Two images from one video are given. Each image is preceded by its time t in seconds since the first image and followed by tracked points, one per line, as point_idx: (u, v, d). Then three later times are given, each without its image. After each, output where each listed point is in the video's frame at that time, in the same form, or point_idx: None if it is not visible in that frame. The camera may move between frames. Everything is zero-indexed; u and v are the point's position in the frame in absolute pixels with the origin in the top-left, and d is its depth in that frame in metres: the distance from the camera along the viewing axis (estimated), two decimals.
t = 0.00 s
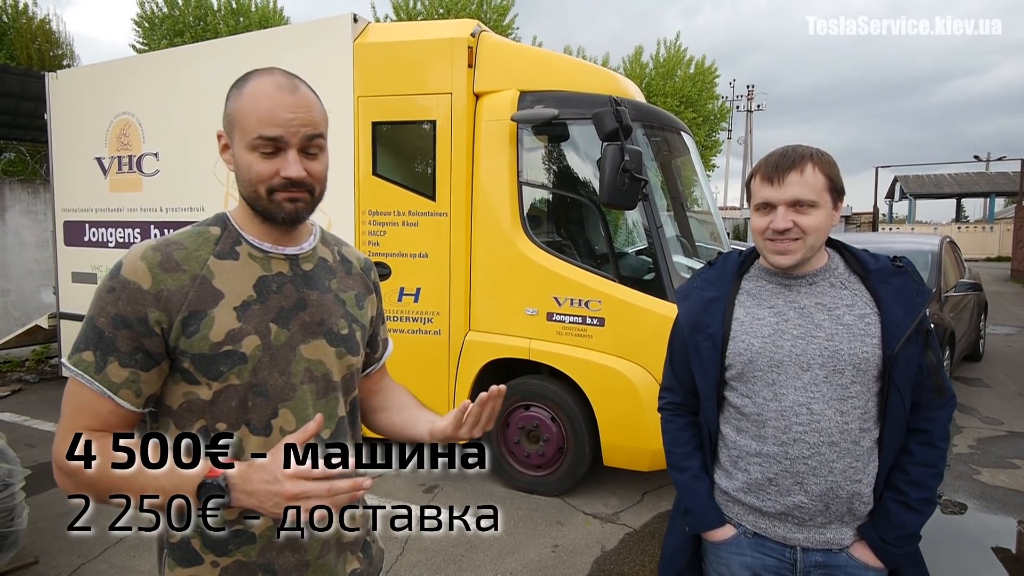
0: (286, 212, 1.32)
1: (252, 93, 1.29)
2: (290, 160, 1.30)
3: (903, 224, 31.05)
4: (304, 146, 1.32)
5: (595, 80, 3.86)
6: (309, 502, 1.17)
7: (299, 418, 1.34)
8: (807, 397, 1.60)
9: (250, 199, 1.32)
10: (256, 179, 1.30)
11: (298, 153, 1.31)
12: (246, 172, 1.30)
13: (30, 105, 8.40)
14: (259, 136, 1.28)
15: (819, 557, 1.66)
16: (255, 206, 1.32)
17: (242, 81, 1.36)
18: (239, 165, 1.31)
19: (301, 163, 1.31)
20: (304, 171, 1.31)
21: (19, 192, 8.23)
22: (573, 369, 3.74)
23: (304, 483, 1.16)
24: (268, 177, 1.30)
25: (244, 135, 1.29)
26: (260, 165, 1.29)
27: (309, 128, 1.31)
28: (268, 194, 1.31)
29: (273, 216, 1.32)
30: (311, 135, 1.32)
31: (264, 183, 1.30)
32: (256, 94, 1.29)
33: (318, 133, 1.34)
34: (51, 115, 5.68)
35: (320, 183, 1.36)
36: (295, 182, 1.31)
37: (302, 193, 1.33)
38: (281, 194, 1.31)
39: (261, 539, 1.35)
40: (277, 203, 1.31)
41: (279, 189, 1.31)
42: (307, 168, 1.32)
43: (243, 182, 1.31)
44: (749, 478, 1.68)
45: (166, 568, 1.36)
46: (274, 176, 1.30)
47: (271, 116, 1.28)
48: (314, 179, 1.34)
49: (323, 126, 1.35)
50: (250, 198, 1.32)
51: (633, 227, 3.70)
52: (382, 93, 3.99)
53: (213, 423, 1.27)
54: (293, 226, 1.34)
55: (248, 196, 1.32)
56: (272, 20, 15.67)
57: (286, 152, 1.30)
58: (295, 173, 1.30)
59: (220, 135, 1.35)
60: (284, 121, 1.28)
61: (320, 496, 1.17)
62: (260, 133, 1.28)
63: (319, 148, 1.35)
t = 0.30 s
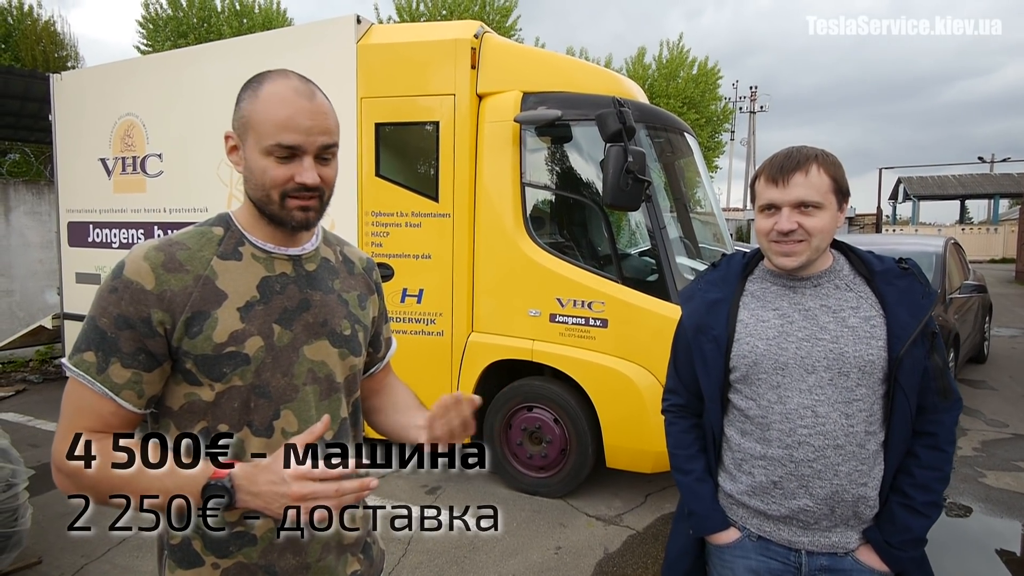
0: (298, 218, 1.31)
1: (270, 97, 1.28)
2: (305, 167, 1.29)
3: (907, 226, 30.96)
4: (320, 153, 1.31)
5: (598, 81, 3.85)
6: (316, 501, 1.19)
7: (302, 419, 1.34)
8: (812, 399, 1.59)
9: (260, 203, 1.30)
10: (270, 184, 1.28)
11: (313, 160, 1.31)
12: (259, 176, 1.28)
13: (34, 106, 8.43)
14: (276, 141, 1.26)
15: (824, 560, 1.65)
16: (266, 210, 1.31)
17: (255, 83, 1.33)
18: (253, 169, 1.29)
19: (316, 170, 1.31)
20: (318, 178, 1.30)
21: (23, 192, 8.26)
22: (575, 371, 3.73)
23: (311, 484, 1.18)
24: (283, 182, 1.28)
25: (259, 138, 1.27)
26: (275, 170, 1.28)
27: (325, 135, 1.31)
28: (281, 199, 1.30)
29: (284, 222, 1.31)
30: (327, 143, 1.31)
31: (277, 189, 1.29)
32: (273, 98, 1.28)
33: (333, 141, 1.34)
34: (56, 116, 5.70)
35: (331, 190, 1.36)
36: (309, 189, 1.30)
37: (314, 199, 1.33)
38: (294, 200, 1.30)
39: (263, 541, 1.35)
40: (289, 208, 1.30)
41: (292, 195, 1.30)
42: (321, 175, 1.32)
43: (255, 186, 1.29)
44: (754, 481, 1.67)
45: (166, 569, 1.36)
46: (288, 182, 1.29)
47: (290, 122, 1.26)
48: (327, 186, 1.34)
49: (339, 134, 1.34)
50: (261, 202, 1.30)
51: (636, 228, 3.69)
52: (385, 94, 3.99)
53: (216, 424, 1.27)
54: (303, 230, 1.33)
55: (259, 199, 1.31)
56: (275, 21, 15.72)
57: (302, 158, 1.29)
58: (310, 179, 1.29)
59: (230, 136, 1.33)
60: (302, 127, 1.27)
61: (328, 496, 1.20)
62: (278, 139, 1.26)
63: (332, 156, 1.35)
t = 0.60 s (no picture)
0: (307, 219, 1.30)
1: (281, 98, 1.26)
2: (316, 168, 1.28)
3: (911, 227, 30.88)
4: (330, 155, 1.30)
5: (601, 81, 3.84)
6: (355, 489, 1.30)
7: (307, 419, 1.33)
8: (820, 402, 1.58)
9: (269, 204, 1.28)
10: (279, 185, 1.26)
11: (323, 161, 1.29)
12: (268, 178, 1.27)
13: (38, 107, 8.44)
14: (288, 142, 1.25)
15: (832, 565, 1.63)
16: (274, 210, 1.28)
17: (264, 83, 1.31)
18: (262, 170, 1.27)
19: (326, 171, 1.29)
20: (328, 180, 1.29)
21: (26, 193, 8.27)
22: (578, 372, 3.71)
23: (352, 473, 1.29)
24: (293, 183, 1.27)
25: (269, 139, 1.25)
26: (285, 171, 1.26)
27: (335, 137, 1.30)
28: (290, 201, 1.28)
29: (293, 223, 1.29)
30: (337, 145, 1.30)
31: (287, 190, 1.27)
32: (284, 98, 1.26)
33: (343, 142, 1.33)
34: (59, 117, 5.70)
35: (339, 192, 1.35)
36: (319, 190, 1.29)
37: (323, 200, 1.31)
38: (303, 201, 1.29)
39: (267, 541, 1.33)
40: (299, 210, 1.28)
41: (301, 196, 1.28)
42: (330, 176, 1.31)
43: (263, 187, 1.27)
44: (760, 485, 1.66)
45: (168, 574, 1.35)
46: (298, 183, 1.27)
47: (302, 123, 1.25)
48: (335, 187, 1.33)
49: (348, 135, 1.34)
50: (269, 203, 1.28)
51: (639, 229, 3.67)
52: (388, 95, 3.99)
53: (221, 426, 1.26)
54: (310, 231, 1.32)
55: (266, 200, 1.29)
56: (278, 22, 15.75)
57: (313, 160, 1.27)
58: (321, 181, 1.28)
59: (236, 136, 1.30)
60: (314, 128, 1.26)
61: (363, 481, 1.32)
62: (290, 140, 1.25)
63: (341, 157, 1.34)
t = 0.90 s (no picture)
0: (321, 222, 1.28)
1: (299, 96, 1.24)
2: (333, 170, 1.26)
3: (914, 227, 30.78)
4: (347, 157, 1.28)
5: (605, 81, 3.82)
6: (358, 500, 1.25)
7: (309, 428, 1.31)
8: (829, 405, 1.56)
9: (283, 206, 1.27)
10: (294, 187, 1.25)
11: (340, 163, 1.28)
12: (283, 179, 1.25)
13: (41, 108, 8.45)
14: (305, 144, 1.23)
15: (842, 570, 1.61)
16: (288, 212, 1.27)
17: (279, 81, 1.29)
18: (278, 172, 1.25)
19: (342, 174, 1.28)
20: (344, 182, 1.28)
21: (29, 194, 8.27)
22: (582, 373, 3.69)
23: (356, 485, 1.24)
24: (308, 186, 1.25)
25: (286, 140, 1.23)
26: (301, 173, 1.24)
27: (353, 139, 1.28)
28: (304, 203, 1.26)
29: (307, 225, 1.28)
30: (355, 147, 1.29)
31: (302, 192, 1.25)
32: (302, 97, 1.24)
33: (360, 144, 1.31)
34: (61, 118, 5.70)
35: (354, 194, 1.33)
36: (334, 193, 1.28)
37: (338, 203, 1.30)
38: (318, 204, 1.27)
39: (264, 552, 1.31)
40: (313, 212, 1.27)
41: (316, 199, 1.26)
42: (347, 178, 1.29)
43: (278, 188, 1.26)
44: (769, 489, 1.63)
45: None
46: (314, 185, 1.25)
47: (320, 125, 1.23)
48: (351, 189, 1.31)
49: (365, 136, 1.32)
50: (283, 205, 1.27)
51: (643, 229, 3.65)
52: (390, 95, 3.97)
53: (225, 431, 1.25)
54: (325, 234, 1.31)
55: (280, 201, 1.27)
56: (280, 23, 15.77)
57: (330, 162, 1.26)
58: (337, 184, 1.26)
59: (250, 135, 1.28)
60: (332, 130, 1.24)
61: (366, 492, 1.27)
62: (307, 141, 1.23)
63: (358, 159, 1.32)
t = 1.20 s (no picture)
0: (339, 220, 1.26)
1: (325, 87, 1.22)
2: (355, 164, 1.24)
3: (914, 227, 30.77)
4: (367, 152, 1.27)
5: (606, 81, 3.81)
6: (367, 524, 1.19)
7: (321, 438, 1.30)
8: (833, 408, 1.54)
9: (297, 201, 1.24)
10: (315, 181, 1.22)
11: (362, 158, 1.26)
12: (303, 172, 1.22)
13: (40, 108, 8.44)
14: (329, 135, 1.20)
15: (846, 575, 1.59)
16: (304, 208, 1.24)
17: (300, 70, 1.27)
18: (297, 165, 1.22)
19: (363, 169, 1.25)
20: (366, 177, 1.25)
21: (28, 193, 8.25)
22: (582, 374, 3.67)
23: (367, 506, 1.19)
24: (329, 180, 1.22)
25: (307, 131, 1.21)
26: (322, 167, 1.21)
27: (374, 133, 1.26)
28: (323, 199, 1.24)
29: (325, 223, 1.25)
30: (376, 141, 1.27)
31: (322, 187, 1.23)
32: (328, 87, 1.22)
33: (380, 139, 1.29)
34: (60, 118, 5.68)
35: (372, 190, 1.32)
36: (355, 188, 1.25)
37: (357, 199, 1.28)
38: (337, 200, 1.24)
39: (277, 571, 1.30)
40: (331, 209, 1.24)
41: (337, 194, 1.24)
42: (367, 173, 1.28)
43: (297, 181, 1.23)
44: (772, 493, 1.62)
45: None
46: (335, 179, 1.22)
47: (345, 116, 1.21)
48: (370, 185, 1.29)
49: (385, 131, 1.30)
50: (300, 200, 1.24)
51: (643, 229, 3.64)
52: (391, 95, 3.95)
53: (229, 443, 1.21)
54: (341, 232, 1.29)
55: (297, 197, 1.24)
56: (280, 22, 15.77)
57: (352, 156, 1.23)
58: (359, 178, 1.24)
59: (264, 125, 1.25)
60: (356, 122, 1.22)
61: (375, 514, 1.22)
62: (331, 133, 1.20)
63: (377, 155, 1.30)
